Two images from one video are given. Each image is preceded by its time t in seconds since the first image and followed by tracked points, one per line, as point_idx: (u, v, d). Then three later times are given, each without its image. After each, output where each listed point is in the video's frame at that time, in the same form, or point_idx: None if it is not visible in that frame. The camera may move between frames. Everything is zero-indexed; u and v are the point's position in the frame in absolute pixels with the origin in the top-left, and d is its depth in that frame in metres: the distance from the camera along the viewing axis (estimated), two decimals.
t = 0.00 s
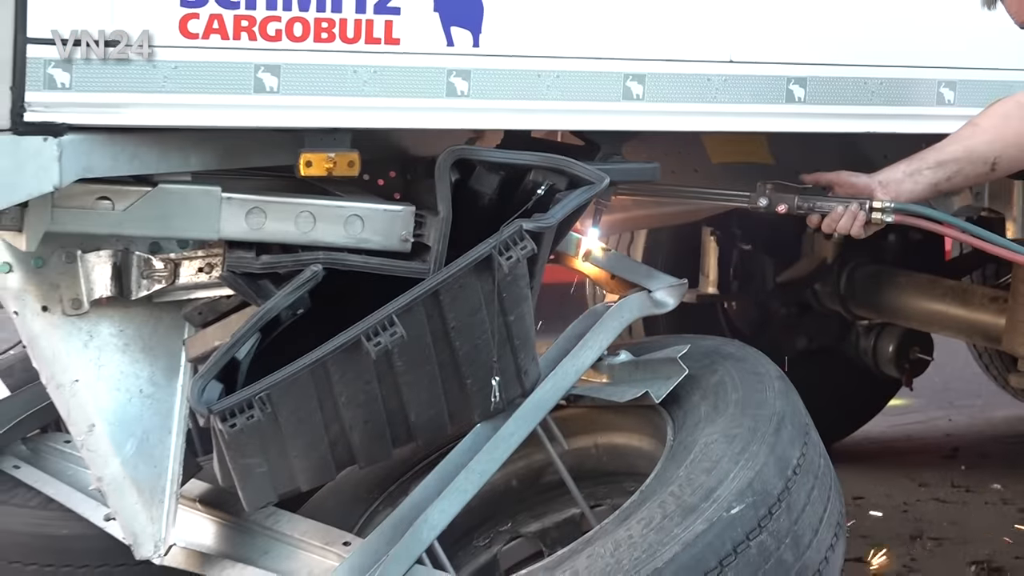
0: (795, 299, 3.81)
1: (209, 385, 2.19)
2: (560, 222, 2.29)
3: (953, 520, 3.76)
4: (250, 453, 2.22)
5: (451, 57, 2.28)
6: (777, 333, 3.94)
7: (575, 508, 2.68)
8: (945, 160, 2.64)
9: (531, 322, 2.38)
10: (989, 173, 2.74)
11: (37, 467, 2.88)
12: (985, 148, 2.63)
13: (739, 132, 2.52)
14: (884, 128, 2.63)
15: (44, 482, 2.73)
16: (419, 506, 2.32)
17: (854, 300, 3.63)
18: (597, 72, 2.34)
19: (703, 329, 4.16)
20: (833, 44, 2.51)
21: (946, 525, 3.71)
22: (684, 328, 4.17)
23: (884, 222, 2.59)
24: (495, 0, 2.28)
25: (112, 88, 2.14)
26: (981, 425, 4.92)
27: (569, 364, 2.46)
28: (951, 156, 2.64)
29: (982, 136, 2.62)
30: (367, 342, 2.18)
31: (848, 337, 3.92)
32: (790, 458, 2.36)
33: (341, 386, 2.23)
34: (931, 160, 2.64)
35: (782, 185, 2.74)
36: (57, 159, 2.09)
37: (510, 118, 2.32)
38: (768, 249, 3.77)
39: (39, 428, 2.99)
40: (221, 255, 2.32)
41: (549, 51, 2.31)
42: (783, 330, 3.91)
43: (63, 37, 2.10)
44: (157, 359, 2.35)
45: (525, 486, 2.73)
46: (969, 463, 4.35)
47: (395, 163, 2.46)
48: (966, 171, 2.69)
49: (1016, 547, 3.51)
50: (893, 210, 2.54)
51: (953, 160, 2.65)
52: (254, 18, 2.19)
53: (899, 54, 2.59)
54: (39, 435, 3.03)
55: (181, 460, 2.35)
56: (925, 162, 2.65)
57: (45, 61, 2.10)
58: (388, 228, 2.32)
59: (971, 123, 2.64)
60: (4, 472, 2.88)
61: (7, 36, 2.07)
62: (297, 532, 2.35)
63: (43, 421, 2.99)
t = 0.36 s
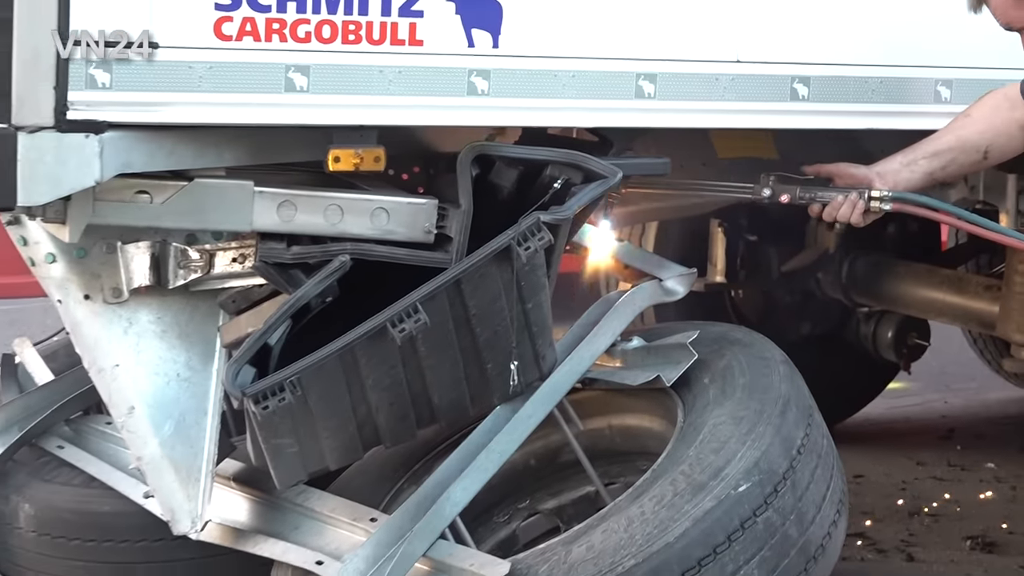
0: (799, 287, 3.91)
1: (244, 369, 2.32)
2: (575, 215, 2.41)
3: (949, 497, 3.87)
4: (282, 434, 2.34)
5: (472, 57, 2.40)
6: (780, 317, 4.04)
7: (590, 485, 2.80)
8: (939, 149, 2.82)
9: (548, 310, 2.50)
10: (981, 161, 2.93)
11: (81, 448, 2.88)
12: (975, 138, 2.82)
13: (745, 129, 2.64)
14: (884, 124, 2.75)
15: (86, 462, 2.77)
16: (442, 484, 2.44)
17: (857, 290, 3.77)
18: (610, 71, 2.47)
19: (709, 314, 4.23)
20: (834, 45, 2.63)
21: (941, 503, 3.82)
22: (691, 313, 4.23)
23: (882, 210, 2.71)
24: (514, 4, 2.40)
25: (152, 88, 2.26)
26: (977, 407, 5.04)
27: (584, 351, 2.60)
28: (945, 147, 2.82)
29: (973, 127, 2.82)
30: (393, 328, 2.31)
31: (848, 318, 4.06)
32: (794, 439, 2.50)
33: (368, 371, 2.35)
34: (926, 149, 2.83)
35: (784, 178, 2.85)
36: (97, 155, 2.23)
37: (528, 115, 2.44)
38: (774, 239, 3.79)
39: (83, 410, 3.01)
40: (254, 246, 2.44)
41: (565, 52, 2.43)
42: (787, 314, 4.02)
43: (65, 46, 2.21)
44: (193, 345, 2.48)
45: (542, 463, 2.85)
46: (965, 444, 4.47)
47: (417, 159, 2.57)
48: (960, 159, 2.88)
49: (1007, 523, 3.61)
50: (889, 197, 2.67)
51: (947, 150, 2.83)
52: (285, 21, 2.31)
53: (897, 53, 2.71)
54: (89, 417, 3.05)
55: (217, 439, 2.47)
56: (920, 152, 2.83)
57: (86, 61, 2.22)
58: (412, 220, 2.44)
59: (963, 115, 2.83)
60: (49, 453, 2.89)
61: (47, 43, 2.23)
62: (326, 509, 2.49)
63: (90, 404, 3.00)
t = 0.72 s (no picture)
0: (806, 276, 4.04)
1: (279, 353, 2.45)
2: (593, 207, 2.53)
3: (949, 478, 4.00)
4: (315, 415, 2.46)
5: (495, 57, 2.52)
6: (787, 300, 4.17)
7: (609, 463, 2.93)
8: (938, 147, 2.91)
9: (567, 297, 2.63)
10: (978, 160, 2.98)
11: (125, 428, 3.01)
12: (973, 138, 2.90)
13: (754, 125, 2.76)
14: (888, 120, 2.87)
15: (130, 441, 2.87)
16: (466, 463, 2.57)
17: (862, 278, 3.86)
18: (627, 70, 2.59)
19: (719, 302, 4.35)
20: (840, 45, 2.76)
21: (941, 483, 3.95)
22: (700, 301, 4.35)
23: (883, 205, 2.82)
24: (535, 6, 2.52)
25: (191, 87, 2.37)
26: (977, 389, 5.16)
27: (602, 337, 2.71)
28: (943, 146, 2.91)
29: (971, 127, 2.90)
30: (420, 315, 2.43)
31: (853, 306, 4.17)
32: (802, 420, 2.63)
33: (396, 355, 2.48)
34: (926, 148, 2.93)
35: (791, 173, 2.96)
36: (139, 150, 2.36)
37: (548, 112, 2.57)
38: (782, 229, 3.91)
39: (124, 392, 3.12)
40: (288, 237, 2.57)
41: (584, 52, 2.56)
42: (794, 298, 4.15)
43: (65, 47, 2.30)
44: (230, 329, 2.60)
45: (564, 442, 2.98)
46: (966, 426, 4.59)
47: (442, 154, 2.69)
48: (959, 159, 2.95)
49: (1004, 501, 3.73)
50: (888, 191, 2.79)
51: (946, 149, 2.91)
52: (317, 22, 2.43)
53: (900, 53, 2.83)
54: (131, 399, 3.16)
55: (253, 419, 2.61)
56: (920, 151, 2.94)
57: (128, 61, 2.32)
58: (438, 212, 2.57)
59: (961, 115, 2.92)
60: (94, 433, 3.02)
61: (90, 42, 2.30)
62: (357, 486, 2.61)
63: (131, 386, 3.11)
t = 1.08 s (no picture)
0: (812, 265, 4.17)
1: (311, 337, 2.59)
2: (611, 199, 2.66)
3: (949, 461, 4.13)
4: (345, 395, 2.60)
5: (517, 55, 2.64)
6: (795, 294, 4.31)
7: (625, 443, 3.07)
8: (938, 143, 3.06)
9: (586, 284, 2.75)
10: (976, 154, 3.12)
11: (165, 409, 3.14)
12: (973, 134, 3.04)
13: (763, 120, 2.88)
14: (892, 116, 3.00)
15: (169, 420, 3.02)
16: (490, 441, 2.71)
17: (866, 268, 3.99)
18: (643, 68, 2.71)
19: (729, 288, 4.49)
20: (846, 44, 2.88)
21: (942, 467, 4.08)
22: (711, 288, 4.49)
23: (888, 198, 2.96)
24: (556, 6, 2.64)
25: (229, 83, 2.48)
26: (979, 373, 5.28)
27: (618, 323, 2.84)
28: (943, 141, 3.06)
29: (971, 123, 3.04)
30: (446, 301, 2.57)
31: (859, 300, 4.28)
32: (809, 401, 2.76)
33: (423, 340, 2.61)
34: (927, 143, 3.07)
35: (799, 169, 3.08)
36: (179, 144, 2.48)
37: (568, 108, 2.69)
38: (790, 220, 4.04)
39: (165, 373, 3.25)
40: (321, 227, 2.69)
41: (602, 50, 2.68)
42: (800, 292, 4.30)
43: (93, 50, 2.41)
44: (265, 314, 2.72)
45: (582, 422, 3.12)
46: (968, 410, 4.72)
47: (466, 148, 2.81)
48: (959, 154, 3.09)
49: (1001, 480, 3.86)
50: (893, 185, 2.92)
51: (946, 144, 3.06)
52: (349, 22, 2.54)
53: (904, 51, 2.96)
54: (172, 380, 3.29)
55: (286, 400, 2.73)
56: (923, 147, 3.07)
57: (170, 59, 2.43)
58: (463, 203, 2.70)
59: (961, 112, 3.05)
60: (136, 412, 3.17)
61: (136, 41, 2.41)
62: (385, 463, 2.77)
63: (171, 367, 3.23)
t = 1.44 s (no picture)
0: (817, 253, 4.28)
1: (338, 319, 2.72)
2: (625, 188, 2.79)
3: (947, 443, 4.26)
4: (370, 373, 2.73)
5: (535, 49, 2.76)
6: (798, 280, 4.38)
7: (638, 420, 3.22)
8: (937, 136, 3.17)
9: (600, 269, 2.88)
10: (974, 147, 3.22)
11: (199, 386, 3.33)
12: (971, 126, 3.15)
13: (769, 113, 3.00)
14: (894, 109, 3.12)
15: (202, 397, 3.24)
16: (508, 417, 2.85)
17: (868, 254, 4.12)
18: (655, 63, 2.84)
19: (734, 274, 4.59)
20: (849, 39, 3.01)
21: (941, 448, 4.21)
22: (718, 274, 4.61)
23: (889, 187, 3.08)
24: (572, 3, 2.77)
25: (261, 76, 2.60)
26: (979, 356, 5.40)
27: (631, 307, 2.97)
28: (942, 134, 3.17)
29: (968, 116, 3.16)
30: (467, 284, 2.70)
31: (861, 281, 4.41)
32: (812, 380, 2.90)
33: (445, 321, 2.74)
34: (927, 136, 3.19)
35: (803, 159, 3.19)
36: (212, 135, 2.60)
37: (583, 100, 2.81)
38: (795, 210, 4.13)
39: (199, 353, 3.43)
40: (347, 213, 2.81)
41: (616, 45, 2.81)
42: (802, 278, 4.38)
43: (142, 45, 2.53)
44: (294, 296, 2.85)
45: (597, 401, 3.28)
46: (967, 392, 4.84)
47: (486, 139, 2.94)
48: (955, 148, 3.20)
49: (996, 456, 4.06)
50: (895, 176, 3.04)
51: (945, 137, 3.17)
52: (375, 18, 2.66)
53: (904, 46, 3.08)
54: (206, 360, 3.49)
55: (314, 378, 2.87)
56: (922, 140, 3.19)
57: (204, 52, 2.56)
58: (483, 191, 2.82)
59: (960, 106, 3.18)
60: (170, 390, 3.35)
61: (173, 36, 2.53)
62: (406, 438, 2.92)
63: (205, 348, 3.42)
